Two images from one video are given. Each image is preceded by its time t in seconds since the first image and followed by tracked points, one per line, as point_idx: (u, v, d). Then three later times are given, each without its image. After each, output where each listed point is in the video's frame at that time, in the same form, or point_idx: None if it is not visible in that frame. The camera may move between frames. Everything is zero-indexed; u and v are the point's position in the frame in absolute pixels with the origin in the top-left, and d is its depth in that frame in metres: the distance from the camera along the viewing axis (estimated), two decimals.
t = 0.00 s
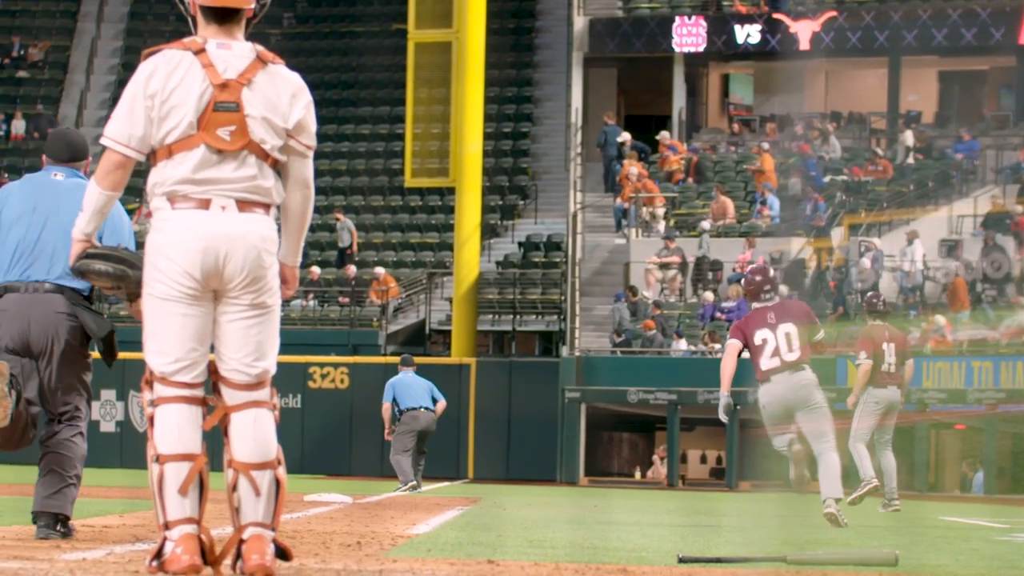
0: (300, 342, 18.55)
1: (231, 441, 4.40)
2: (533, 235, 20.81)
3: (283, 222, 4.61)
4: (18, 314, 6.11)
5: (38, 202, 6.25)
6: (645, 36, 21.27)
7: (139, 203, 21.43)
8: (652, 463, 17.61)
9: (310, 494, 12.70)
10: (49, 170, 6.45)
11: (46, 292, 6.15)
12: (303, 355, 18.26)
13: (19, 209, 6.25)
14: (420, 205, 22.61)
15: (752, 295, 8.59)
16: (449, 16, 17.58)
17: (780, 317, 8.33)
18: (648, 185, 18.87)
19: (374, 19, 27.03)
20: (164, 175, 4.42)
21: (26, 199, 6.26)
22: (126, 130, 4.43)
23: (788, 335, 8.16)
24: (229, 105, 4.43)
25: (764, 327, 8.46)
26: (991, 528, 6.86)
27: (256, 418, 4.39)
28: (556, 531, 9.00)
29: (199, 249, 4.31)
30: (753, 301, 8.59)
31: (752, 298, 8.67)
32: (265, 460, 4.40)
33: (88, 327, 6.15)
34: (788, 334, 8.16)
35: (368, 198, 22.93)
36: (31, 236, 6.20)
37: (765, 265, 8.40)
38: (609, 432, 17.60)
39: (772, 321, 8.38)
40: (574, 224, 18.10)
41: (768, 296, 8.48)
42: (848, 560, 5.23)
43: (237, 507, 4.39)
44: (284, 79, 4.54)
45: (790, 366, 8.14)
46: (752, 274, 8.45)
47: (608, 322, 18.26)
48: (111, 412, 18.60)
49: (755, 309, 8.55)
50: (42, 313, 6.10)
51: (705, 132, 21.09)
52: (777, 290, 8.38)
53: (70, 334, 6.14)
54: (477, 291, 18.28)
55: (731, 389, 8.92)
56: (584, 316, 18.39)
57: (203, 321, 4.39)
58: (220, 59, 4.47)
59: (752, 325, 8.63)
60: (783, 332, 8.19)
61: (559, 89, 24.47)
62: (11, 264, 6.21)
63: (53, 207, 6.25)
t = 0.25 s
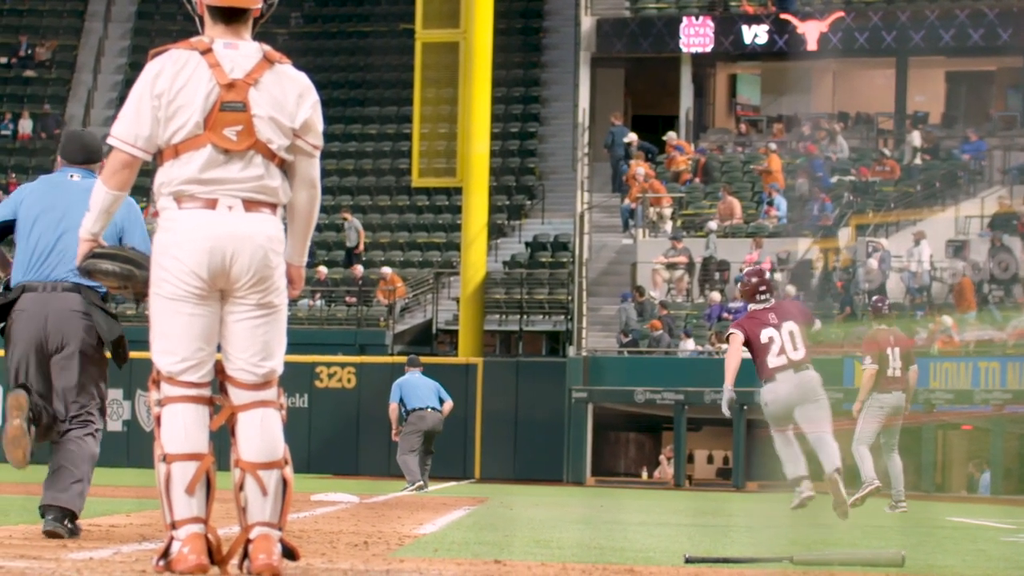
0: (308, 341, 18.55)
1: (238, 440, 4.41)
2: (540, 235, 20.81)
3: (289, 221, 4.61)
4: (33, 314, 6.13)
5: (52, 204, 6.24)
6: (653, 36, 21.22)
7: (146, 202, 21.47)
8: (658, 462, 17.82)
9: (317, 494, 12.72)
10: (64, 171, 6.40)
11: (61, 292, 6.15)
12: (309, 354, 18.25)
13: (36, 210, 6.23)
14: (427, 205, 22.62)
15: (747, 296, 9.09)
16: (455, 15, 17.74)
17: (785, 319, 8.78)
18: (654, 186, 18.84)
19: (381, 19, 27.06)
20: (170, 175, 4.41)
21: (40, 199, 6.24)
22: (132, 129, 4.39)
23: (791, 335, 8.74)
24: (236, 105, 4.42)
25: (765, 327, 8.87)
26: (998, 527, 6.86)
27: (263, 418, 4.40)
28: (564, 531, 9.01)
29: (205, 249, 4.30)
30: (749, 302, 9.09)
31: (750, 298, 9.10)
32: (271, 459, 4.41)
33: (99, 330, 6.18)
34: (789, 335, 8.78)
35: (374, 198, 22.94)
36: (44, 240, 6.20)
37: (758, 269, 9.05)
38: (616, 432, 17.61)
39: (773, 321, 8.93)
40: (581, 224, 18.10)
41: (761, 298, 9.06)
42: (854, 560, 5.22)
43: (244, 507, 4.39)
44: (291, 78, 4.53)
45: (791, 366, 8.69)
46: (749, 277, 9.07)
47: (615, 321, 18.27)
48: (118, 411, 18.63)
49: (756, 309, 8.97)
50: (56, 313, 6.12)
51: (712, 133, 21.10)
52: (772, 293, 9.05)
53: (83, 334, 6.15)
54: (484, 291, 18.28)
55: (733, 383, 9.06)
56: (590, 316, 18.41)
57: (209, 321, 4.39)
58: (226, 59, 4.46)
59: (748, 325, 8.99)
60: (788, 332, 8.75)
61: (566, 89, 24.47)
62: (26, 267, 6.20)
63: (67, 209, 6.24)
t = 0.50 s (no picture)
0: (313, 340, 18.57)
1: (243, 440, 4.41)
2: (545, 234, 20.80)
3: (294, 221, 4.61)
4: (47, 310, 6.13)
5: (66, 201, 6.26)
6: (659, 36, 21.19)
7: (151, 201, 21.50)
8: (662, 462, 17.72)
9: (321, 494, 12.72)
10: (75, 165, 6.42)
11: (76, 288, 6.16)
12: (315, 354, 18.27)
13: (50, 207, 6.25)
14: (432, 204, 22.63)
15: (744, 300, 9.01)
16: (461, 15, 17.77)
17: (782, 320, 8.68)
18: (659, 185, 18.85)
19: (387, 18, 27.08)
20: (175, 174, 4.40)
21: (54, 196, 6.26)
22: (137, 129, 4.41)
23: (788, 333, 8.62)
24: (241, 105, 4.42)
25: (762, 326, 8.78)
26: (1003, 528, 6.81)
27: (267, 417, 4.40)
28: (568, 531, 8.99)
29: (209, 248, 4.30)
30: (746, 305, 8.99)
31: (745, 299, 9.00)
32: (276, 459, 4.41)
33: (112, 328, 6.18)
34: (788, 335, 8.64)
35: (380, 197, 22.96)
36: (62, 238, 6.23)
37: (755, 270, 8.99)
38: (619, 431, 17.62)
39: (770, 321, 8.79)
40: (586, 223, 18.08)
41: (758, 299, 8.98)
42: (858, 560, 5.20)
43: (249, 506, 4.39)
44: (296, 78, 4.52)
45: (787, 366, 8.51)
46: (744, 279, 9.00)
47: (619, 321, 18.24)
48: (122, 410, 18.66)
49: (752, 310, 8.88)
50: (69, 310, 6.11)
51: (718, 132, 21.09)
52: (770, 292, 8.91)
53: (95, 328, 6.11)
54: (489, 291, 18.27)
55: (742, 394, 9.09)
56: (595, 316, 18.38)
57: (214, 320, 4.39)
58: (232, 58, 4.46)
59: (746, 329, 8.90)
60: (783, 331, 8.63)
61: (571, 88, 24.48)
62: (43, 263, 6.23)
63: (84, 207, 6.26)
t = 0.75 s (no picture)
0: (315, 339, 18.58)
1: (245, 440, 4.41)
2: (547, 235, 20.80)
3: (295, 220, 4.62)
4: (61, 305, 6.31)
5: (78, 201, 6.46)
6: (660, 36, 21.19)
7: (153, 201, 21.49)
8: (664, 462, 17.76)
9: (324, 493, 12.72)
10: (82, 165, 6.60)
11: (89, 286, 6.34)
12: (316, 354, 18.28)
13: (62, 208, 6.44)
14: (434, 204, 22.64)
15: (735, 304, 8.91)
16: (463, 16, 17.75)
17: (772, 323, 8.67)
18: (661, 186, 18.81)
19: (389, 18, 27.11)
20: (178, 174, 4.40)
21: (66, 195, 6.44)
22: (139, 129, 4.41)
23: (780, 339, 8.65)
24: (243, 105, 4.42)
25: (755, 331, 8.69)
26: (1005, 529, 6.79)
27: (269, 417, 4.40)
28: (570, 531, 8.99)
29: (212, 247, 4.30)
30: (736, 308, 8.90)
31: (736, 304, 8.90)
32: (278, 459, 4.41)
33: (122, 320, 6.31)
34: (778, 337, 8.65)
35: (381, 197, 22.96)
36: (74, 238, 6.41)
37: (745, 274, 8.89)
38: (621, 432, 17.64)
39: (762, 326, 8.69)
40: (588, 224, 18.08)
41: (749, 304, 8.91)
42: (861, 560, 5.18)
43: (251, 506, 4.39)
44: (298, 77, 4.52)
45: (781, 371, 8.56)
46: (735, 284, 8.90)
47: (621, 321, 18.26)
48: (123, 411, 18.68)
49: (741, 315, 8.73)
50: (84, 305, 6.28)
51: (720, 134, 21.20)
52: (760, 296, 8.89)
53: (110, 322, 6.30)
54: (490, 291, 18.26)
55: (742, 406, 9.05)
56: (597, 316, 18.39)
57: (216, 320, 4.39)
58: (234, 58, 4.46)
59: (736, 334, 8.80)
60: (776, 336, 8.66)
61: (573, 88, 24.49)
62: (55, 261, 6.40)
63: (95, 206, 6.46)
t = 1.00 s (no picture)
0: (314, 339, 18.60)
1: (244, 440, 4.41)
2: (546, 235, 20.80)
3: (295, 221, 4.62)
4: (71, 308, 6.37)
5: (82, 204, 6.45)
6: (659, 36, 21.22)
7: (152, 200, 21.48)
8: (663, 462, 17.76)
9: (323, 493, 12.72)
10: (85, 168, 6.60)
11: (97, 288, 6.39)
12: (315, 354, 18.27)
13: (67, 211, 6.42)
14: (433, 204, 22.63)
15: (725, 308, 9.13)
16: (462, 16, 17.76)
17: (762, 332, 8.95)
18: (660, 186, 18.81)
19: (388, 17, 27.11)
20: (177, 174, 4.40)
21: (71, 198, 6.43)
22: (138, 128, 4.41)
23: (770, 347, 8.94)
24: (243, 105, 4.42)
25: (745, 338, 8.98)
26: (1003, 530, 6.86)
27: (268, 417, 4.40)
28: (570, 531, 9.00)
29: (211, 247, 4.30)
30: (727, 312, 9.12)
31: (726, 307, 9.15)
32: (277, 459, 4.41)
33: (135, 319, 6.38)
34: (769, 346, 8.93)
35: (380, 197, 22.96)
36: (80, 242, 6.43)
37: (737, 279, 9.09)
38: (620, 432, 17.63)
39: (752, 334, 8.96)
40: (587, 224, 18.08)
41: (738, 308, 9.14)
42: (860, 560, 5.25)
43: (250, 506, 4.39)
44: (297, 78, 4.52)
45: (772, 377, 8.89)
46: (727, 288, 9.09)
47: (619, 321, 18.26)
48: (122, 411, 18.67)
49: (731, 321, 9.03)
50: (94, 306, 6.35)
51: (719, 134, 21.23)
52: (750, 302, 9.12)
53: (122, 324, 6.36)
54: (489, 291, 18.26)
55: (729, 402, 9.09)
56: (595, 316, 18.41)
57: (215, 320, 4.39)
58: (233, 58, 4.45)
59: (727, 339, 9.04)
60: (767, 345, 8.93)
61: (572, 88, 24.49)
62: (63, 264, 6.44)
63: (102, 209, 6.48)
